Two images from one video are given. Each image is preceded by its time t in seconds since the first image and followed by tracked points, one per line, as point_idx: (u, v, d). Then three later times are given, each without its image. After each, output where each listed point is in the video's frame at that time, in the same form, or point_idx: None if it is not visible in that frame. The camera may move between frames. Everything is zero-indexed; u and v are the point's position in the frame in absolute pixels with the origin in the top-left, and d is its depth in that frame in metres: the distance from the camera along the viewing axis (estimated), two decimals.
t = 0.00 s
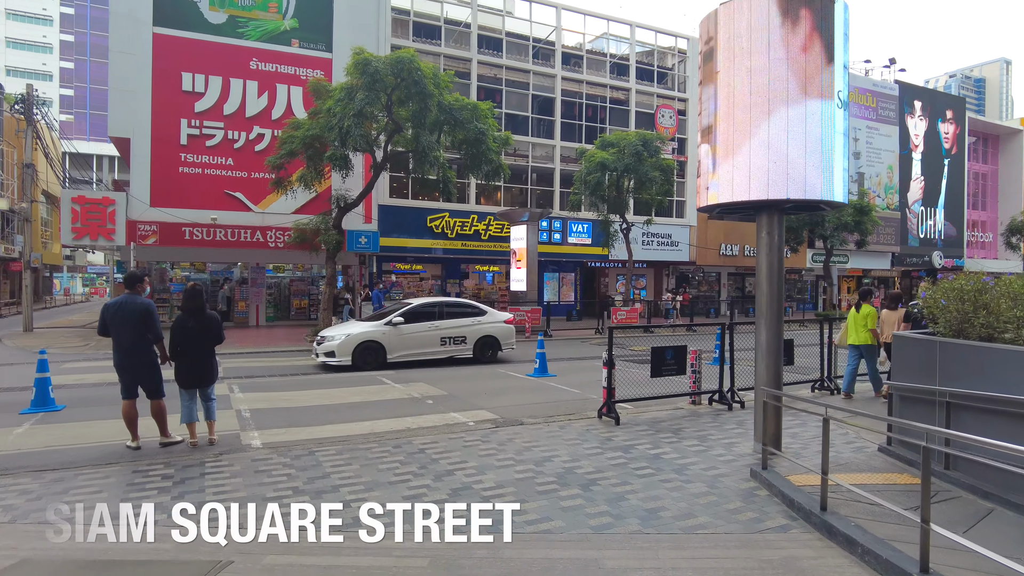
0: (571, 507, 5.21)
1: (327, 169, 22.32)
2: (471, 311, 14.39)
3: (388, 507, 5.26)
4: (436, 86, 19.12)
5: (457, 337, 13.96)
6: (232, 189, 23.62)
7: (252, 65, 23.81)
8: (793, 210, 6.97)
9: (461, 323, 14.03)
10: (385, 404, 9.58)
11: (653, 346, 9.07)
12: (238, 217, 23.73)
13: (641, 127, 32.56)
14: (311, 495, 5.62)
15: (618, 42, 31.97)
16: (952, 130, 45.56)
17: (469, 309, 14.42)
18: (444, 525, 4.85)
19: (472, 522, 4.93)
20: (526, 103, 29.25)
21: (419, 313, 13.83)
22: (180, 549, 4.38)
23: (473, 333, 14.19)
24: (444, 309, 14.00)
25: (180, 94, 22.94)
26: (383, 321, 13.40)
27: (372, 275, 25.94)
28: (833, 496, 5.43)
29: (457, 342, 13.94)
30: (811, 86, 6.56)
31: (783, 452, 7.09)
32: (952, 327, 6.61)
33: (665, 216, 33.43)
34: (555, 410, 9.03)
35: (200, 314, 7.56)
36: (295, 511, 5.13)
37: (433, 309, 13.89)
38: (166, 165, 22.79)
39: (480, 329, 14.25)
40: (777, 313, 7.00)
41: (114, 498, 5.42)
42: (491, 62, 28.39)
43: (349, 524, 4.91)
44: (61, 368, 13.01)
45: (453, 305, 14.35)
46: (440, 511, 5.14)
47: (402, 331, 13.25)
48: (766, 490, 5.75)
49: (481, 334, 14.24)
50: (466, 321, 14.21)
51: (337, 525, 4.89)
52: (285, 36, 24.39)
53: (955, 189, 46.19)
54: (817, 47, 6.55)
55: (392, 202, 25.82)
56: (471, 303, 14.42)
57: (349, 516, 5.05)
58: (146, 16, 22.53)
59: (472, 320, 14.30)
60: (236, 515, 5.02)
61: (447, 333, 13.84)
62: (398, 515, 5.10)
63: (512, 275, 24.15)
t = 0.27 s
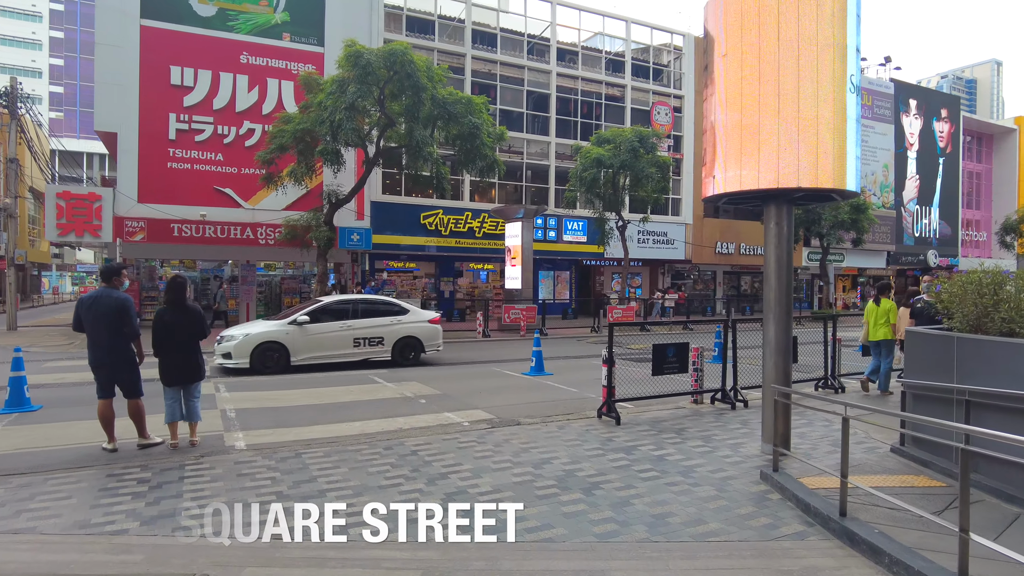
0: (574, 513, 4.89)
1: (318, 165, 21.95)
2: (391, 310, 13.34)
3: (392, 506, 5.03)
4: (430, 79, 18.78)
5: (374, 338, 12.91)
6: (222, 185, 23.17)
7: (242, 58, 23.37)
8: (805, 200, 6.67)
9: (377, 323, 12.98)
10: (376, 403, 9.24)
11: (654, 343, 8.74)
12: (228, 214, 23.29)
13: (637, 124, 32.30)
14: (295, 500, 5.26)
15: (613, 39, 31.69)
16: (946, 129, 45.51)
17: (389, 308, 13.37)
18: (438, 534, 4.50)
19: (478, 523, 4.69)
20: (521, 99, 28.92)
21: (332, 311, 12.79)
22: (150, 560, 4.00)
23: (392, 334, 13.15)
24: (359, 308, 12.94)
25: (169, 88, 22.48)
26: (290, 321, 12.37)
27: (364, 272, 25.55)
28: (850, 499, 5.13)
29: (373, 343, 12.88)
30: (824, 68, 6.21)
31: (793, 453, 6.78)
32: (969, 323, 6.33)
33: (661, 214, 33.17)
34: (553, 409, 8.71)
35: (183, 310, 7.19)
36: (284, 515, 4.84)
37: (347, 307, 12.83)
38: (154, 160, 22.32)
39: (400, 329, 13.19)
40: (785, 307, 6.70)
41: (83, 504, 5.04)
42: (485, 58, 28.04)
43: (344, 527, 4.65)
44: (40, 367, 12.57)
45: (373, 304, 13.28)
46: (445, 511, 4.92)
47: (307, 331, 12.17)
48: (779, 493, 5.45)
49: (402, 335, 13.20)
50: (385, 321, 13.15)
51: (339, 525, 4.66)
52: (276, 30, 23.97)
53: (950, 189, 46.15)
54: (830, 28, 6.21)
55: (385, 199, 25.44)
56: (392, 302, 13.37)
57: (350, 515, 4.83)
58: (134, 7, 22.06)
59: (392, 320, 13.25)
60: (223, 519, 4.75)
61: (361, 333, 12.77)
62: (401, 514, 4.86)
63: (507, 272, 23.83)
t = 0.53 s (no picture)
0: (575, 531, 4.58)
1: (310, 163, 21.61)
2: (294, 312, 12.10)
3: (380, 526, 4.69)
4: (424, 76, 18.49)
5: (273, 344, 11.73)
6: (212, 183, 22.75)
7: (233, 56, 23.00)
8: (814, 198, 6.38)
9: (277, 327, 11.79)
10: (368, 409, 8.92)
11: (655, 347, 8.43)
12: (218, 213, 22.88)
13: (633, 124, 32.06)
14: (278, 517, 4.92)
15: (609, 38, 31.45)
16: (942, 130, 45.46)
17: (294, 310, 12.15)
18: (431, 556, 4.18)
19: (473, 536, 4.49)
20: (516, 98, 28.63)
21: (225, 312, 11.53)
22: None
23: (294, 340, 11.96)
24: (256, 309, 11.69)
25: (158, 85, 22.09)
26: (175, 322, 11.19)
27: (358, 273, 25.17)
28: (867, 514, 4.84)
29: (271, 349, 11.71)
30: (833, 59, 5.90)
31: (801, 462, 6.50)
32: (987, 328, 6.06)
33: (657, 214, 32.91)
34: (551, 416, 8.40)
35: (165, 311, 6.83)
36: (266, 536, 4.51)
37: (241, 308, 11.59)
38: (143, 158, 21.89)
39: (303, 335, 12.00)
40: (794, 310, 6.44)
41: (49, 522, 4.69)
42: (480, 56, 27.73)
43: (329, 548, 4.33)
44: (20, 371, 12.15)
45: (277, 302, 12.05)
46: (441, 523, 4.70)
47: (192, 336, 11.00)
48: (790, 507, 5.17)
49: (307, 341, 12.04)
50: (285, 325, 11.93)
51: (320, 548, 4.32)
52: (268, 27, 23.61)
53: (945, 189, 46.11)
54: (840, 17, 5.90)
55: (379, 198, 25.15)
56: (296, 304, 12.13)
57: (335, 536, 4.50)
58: (122, 3, 21.66)
59: (294, 324, 12.04)
60: (198, 541, 4.40)
61: (257, 339, 11.60)
62: (391, 534, 4.54)
63: (502, 273, 23.50)
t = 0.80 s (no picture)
0: (580, 538, 4.24)
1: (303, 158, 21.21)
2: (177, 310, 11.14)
3: (369, 534, 4.33)
4: (419, 69, 18.13)
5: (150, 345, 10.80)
6: (203, 179, 22.33)
7: (224, 49, 22.58)
8: (828, 185, 6.02)
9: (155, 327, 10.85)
10: (359, 409, 8.55)
11: (659, 343, 8.09)
12: (210, 210, 22.46)
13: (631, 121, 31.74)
14: (259, 523, 4.55)
15: (607, 34, 31.12)
16: (940, 128, 45.29)
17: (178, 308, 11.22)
18: (424, 567, 3.83)
19: (470, 545, 4.13)
20: (512, 94, 28.27)
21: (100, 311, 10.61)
22: None
23: (175, 341, 11.01)
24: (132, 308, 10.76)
25: (147, 79, 21.62)
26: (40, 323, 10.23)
27: (352, 271, 24.76)
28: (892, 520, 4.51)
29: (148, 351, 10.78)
30: (852, 35, 5.52)
31: (816, 464, 6.17)
32: (1013, 321, 5.73)
33: (655, 212, 32.59)
34: (551, 415, 8.06)
35: (143, 304, 6.41)
36: (244, 546, 4.13)
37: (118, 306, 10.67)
38: (132, 153, 21.44)
39: (185, 335, 11.06)
40: (807, 302, 6.13)
41: (8, 531, 4.30)
42: (476, 51, 27.36)
43: (313, 559, 3.96)
44: None
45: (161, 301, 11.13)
46: (435, 531, 4.34)
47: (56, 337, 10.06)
48: (809, 512, 4.83)
49: (188, 341, 11.04)
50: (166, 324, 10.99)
51: (303, 559, 3.95)
52: (260, 20, 23.20)
53: (943, 188, 45.95)
54: None
55: (374, 194, 24.65)
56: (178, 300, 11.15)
57: (319, 546, 4.13)
58: None
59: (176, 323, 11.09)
60: (169, 551, 4.02)
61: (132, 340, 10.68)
62: (380, 543, 4.17)
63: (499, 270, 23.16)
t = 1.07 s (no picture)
0: (593, 561, 3.92)
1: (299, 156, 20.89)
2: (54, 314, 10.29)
3: (364, 556, 4.00)
4: (417, 65, 17.83)
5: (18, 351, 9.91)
6: (198, 178, 22.00)
7: (220, 46, 22.23)
8: (847, 181, 5.73)
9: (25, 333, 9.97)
10: (356, 414, 8.23)
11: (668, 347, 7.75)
12: (205, 209, 22.13)
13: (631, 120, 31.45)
14: (246, 543, 4.22)
15: (608, 32, 30.82)
16: (941, 128, 45.05)
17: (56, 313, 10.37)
18: None
19: (474, 569, 3.81)
20: (512, 92, 27.95)
21: None
22: None
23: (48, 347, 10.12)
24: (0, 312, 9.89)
25: (141, 76, 21.23)
26: None
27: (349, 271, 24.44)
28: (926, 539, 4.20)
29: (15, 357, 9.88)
30: (878, 21, 5.19)
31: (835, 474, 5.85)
32: None
33: (656, 211, 32.28)
34: (555, 421, 7.75)
35: (127, 307, 6.06)
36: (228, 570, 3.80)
37: None
38: (126, 152, 21.07)
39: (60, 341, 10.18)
40: (826, 305, 5.81)
41: None
42: (475, 49, 27.04)
43: None
44: None
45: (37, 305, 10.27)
46: (435, 553, 4.02)
47: None
48: (835, 530, 4.52)
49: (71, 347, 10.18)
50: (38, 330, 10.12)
51: None
52: (256, 17, 22.87)
53: (944, 187, 45.71)
54: None
55: (372, 193, 24.31)
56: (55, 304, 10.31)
57: (310, 570, 3.80)
58: None
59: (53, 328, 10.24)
60: None
61: None
62: (376, 567, 3.84)
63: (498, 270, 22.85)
